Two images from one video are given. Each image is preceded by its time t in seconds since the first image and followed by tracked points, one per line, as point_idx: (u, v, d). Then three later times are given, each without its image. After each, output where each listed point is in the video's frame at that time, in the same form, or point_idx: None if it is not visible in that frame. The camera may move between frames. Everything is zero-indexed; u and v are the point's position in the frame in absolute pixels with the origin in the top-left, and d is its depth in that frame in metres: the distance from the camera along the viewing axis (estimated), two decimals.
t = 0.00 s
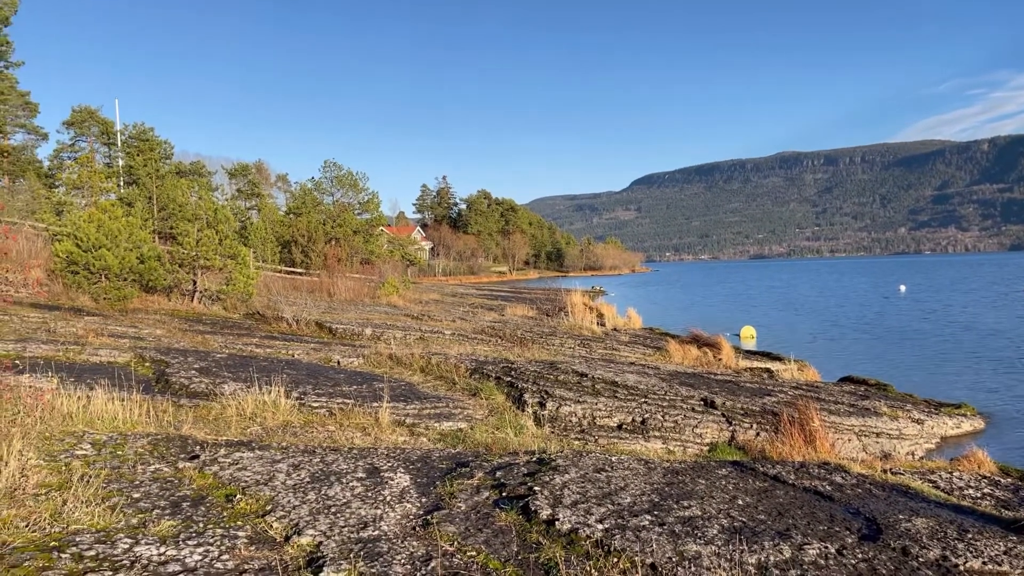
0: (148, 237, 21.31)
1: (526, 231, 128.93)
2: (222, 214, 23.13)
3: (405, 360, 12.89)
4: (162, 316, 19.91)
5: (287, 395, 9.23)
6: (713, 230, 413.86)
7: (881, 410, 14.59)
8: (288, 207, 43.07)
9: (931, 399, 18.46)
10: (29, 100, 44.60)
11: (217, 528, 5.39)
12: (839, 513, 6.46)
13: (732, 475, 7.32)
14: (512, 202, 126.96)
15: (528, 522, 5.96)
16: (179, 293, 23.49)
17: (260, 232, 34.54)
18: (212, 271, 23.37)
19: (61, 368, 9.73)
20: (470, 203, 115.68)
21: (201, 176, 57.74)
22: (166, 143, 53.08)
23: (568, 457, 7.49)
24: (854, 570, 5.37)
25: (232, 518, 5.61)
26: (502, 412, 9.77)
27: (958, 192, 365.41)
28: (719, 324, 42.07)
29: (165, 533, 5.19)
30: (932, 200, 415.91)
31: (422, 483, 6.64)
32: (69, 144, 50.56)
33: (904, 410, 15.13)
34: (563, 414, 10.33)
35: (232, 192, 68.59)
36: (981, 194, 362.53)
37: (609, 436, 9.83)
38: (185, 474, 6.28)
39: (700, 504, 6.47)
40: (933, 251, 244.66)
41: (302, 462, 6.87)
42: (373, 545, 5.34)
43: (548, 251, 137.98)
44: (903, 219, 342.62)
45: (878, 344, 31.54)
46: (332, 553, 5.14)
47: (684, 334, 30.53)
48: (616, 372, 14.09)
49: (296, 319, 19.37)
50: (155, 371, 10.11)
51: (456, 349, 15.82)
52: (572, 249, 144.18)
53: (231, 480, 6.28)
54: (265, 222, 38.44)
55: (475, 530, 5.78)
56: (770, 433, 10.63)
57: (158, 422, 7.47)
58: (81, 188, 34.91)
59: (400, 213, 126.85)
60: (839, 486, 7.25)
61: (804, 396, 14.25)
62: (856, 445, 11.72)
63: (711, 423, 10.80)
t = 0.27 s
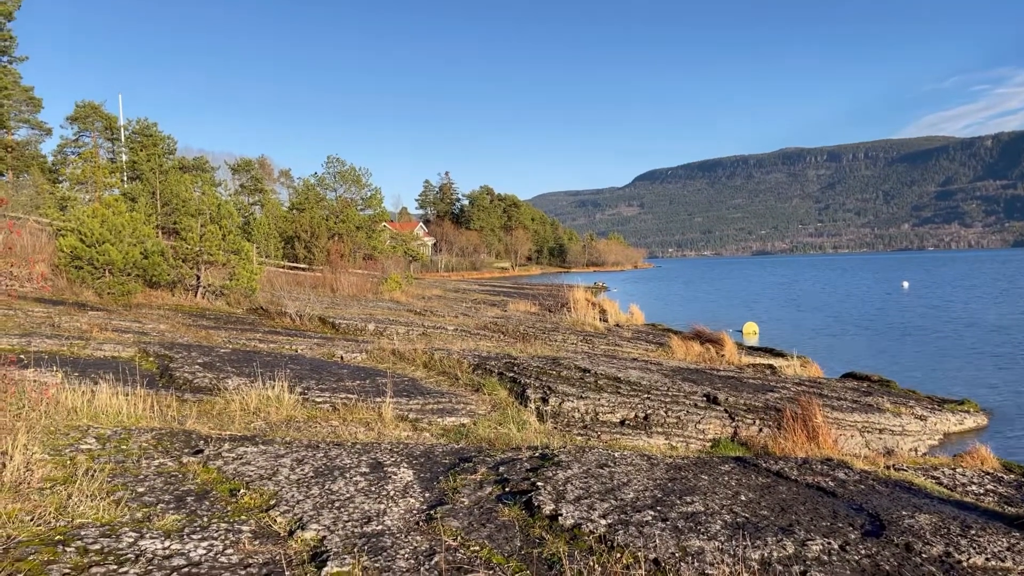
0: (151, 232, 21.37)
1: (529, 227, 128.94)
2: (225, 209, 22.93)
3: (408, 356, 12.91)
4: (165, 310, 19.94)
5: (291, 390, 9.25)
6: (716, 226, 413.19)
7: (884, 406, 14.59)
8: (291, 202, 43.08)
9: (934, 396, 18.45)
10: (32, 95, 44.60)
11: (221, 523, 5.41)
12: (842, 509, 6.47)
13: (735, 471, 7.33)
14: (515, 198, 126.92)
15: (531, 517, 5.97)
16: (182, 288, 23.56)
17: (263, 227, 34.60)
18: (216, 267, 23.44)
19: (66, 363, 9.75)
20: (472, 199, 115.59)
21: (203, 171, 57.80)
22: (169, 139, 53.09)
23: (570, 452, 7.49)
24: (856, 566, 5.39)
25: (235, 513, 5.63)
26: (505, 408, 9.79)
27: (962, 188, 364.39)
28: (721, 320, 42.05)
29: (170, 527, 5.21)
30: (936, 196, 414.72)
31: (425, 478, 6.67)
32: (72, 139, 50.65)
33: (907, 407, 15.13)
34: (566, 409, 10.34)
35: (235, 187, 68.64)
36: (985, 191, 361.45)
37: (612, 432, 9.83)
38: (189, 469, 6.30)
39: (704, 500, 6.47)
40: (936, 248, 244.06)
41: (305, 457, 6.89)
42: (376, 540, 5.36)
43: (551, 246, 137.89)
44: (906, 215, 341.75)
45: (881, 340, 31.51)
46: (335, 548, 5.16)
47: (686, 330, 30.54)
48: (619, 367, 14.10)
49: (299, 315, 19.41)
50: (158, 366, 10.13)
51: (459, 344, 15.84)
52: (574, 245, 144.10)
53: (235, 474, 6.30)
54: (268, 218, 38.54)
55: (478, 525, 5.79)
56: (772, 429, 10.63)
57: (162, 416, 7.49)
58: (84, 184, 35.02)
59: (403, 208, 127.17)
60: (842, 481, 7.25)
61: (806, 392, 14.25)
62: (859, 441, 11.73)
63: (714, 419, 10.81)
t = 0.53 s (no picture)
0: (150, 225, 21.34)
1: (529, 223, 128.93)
2: (224, 205, 23.66)
3: (407, 351, 12.90)
4: (164, 305, 19.92)
5: (290, 385, 9.24)
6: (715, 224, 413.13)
7: (883, 402, 14.61)
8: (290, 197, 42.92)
9: (933, 392, 18.46)
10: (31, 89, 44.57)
11: (220, 517, 5.40)
12: (841, 505, 6.47)
13: (734, 467, 7.33)
14: (515, 192, 126.91)
15: (530, 513, 5.96)
16: (181, 282, 23.55)
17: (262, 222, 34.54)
18: (215, 261, 23.35)
19: (64, 356, 9.75)
20: (472, 194, 115.53)
21: (202, 165, 57.75)
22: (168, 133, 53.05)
23: (570, 448, 7.49)
24: (855, 562, 5.39)
25: (234, 507, 5.62)
26: (504, 403, 9.79)
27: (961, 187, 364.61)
28: (720, 316, 42.11)
29: (168, 522, 5.21)
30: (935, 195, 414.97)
31: (424, 473, 6.65)
32: (71, 133, 50.61)
33: (906, 403, 15.13)
34: (565, 405, 10.33)
35: (233, 182, 68.53)
36: (984, 189, 361.76)
37: (611, 427, 9.83)
38: (188, 463, 6.29)
39: (703, 496, 6.47)
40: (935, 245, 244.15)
41: (304, 452, 6.88)
42: (375, 535, 5.36)
43: (550, 242, 137.92)
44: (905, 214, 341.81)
45: (880, 337, 31.53)
46: (334, 543, 5.15)
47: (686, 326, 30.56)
48: (618, 363, 14.10)
49: (298, 309, 19.40)
50: (157, 360, 10.13)
51: (458, 340, 15.81)
52: (574, 240, 144.06)
53: (234, 469, 6.29)
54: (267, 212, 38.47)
55: (477, 520, 5.79)
56: (772, 425, 10.64)
57: (161, 411, 7.49)
58: (83, 178, 35.06)
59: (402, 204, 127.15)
60: (841, 478, 7.26)
61: (806, 388, 14.25)
62: (858, 437, 11.74)
63: (714, 415, 10.81)
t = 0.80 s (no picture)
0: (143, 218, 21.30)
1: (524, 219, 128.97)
2: (218, 196, 23.36)
3: (401, 345, 12.87)
4: (156, 298, 19.82)
5: (283, 378, 9.21)
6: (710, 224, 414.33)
7: (876, 398, 14.65)
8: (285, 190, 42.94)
9: (926, 388, 18.53)
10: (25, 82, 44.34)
11: (211, 509, 5.37)
12: (833, 500, 6.48)
13: (728, 461, 7.34)
14: (511, 188, 126.89)
15: (523, 506, 5.96)
16: (174, 275, 23.42)
17: (256, 215, 34.50)
18: (208, 254, 23.30)
19: (55, 348, 9.68)
20: (468, 190, 115.61)
21: (197, 158, 57.52)
22: (163, 125, 52.81)
23: (563, 441, 7.48)
24: (847, 556, 5.40)
25: (225, 500, 5.59)
26: (498, 397, 9.78)
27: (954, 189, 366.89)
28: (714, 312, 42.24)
29: (158, 514, 5.17)
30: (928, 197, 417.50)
31: (417, 467, 6.64)
32: (64, 125, 50.30)
33: (899, 399, 15.19)
34: (559, 400, 10.34)
35: (228, 174, 68.28)
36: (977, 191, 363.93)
37: (605, 422, 9.84)
38: (179, 456, 6.25)
39: (696, 490, 6.47)
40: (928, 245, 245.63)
41: (296, 445, 6.85)
42: (367, 528, 5.33)
43: (546, 238, 138.03)
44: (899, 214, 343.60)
45: (873, 333, 31.66)
46: (325, 536, 5.12)
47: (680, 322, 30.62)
48: (613, 358, 14.11)
49: (292, 303, 19.33)
50: (149, 353, 10.07)
51: (452, 334, 15.79)
52: (569, 237, 144.18)
53: (225, 462, 6.26)
54: (261, 206, 38.42)
55: (470, 513, 5.77)
56: (765, 421, 10.67)
57: (152, 404, 7.44)
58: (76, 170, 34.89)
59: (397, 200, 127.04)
60: (834, 473, 7.27)
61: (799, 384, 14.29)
62: (851, 433, 11.79)
63: (707, 410, 10.82)
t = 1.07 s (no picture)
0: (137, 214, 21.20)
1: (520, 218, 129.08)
2: (212, 193, 23.08)
3: (396, 343, 12.85)
4: (150, 294, 19.74)
5: (277, 375, 9.19)
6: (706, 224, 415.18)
7: (869, 399, 14.71)
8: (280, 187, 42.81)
9: (919, 389, 18.61)
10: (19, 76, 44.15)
11: (203, 507, 5.35)
12: (827, 500, 6.50)
13: (721, 461, 7.35)
14: (506, 186, 127.04)
15: (516, 505, 5.95)
16: (168, 272, 23.36)
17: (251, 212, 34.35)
18: (203, 251, 23.21)
19: (48, 344, 9.65)
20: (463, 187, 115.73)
21: (191, 154, 57.37)
22: (158, 121, 52.69)
23: (557, 440, 7.48)
24: (840, 556, 5.41)
25: (218, 497, 5.57)
26: (492, 396, 9.78)
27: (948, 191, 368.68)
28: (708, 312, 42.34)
29: (150, 512, 5.15)
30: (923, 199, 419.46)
31: (411, 465, 6.63)
32: (58, 120, 50.09)
33: (892, 399, 15.24)
34: (554, 398, 10.34)
35: (223, 171, 68.12)
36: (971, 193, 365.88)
37: (599, 421, 9.85)
38: (171, 453, 6.23)
39: (690, 490, 6.48)
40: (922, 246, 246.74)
41: (290, 442, 6.83)
42: (360, 526, 5.32)
43: (541, 237, 138.17)
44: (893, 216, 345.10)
45: (866, 334, 31.77)
46: (318, 534, 5.11)
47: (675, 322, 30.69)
48: (607, 357, 14.11)
49: (286, 300, 19.32)
50: (142, 350, 10.03)
51: (447, 332, 15.78)
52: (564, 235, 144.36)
53: (218, 459, 6.24)
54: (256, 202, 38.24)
55: (463, 512, 5.76)
56: (759, 420, 10.69)
57: (145, 400, 7.41)
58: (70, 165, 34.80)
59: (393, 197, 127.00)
60: (827, 473, 7.29)
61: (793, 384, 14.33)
62: (844, 433, 11.83)
63: (701, 409, 10.84)
